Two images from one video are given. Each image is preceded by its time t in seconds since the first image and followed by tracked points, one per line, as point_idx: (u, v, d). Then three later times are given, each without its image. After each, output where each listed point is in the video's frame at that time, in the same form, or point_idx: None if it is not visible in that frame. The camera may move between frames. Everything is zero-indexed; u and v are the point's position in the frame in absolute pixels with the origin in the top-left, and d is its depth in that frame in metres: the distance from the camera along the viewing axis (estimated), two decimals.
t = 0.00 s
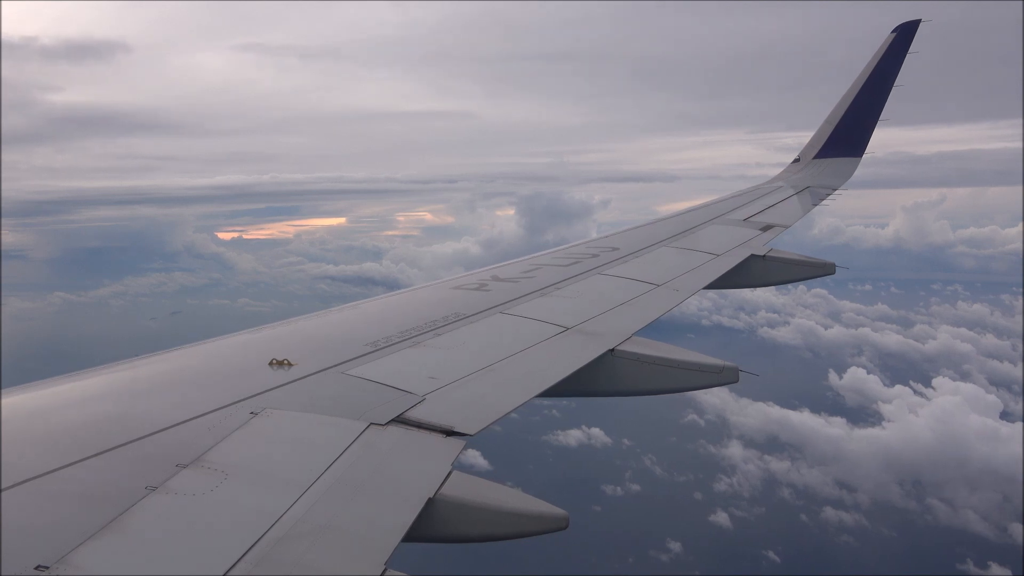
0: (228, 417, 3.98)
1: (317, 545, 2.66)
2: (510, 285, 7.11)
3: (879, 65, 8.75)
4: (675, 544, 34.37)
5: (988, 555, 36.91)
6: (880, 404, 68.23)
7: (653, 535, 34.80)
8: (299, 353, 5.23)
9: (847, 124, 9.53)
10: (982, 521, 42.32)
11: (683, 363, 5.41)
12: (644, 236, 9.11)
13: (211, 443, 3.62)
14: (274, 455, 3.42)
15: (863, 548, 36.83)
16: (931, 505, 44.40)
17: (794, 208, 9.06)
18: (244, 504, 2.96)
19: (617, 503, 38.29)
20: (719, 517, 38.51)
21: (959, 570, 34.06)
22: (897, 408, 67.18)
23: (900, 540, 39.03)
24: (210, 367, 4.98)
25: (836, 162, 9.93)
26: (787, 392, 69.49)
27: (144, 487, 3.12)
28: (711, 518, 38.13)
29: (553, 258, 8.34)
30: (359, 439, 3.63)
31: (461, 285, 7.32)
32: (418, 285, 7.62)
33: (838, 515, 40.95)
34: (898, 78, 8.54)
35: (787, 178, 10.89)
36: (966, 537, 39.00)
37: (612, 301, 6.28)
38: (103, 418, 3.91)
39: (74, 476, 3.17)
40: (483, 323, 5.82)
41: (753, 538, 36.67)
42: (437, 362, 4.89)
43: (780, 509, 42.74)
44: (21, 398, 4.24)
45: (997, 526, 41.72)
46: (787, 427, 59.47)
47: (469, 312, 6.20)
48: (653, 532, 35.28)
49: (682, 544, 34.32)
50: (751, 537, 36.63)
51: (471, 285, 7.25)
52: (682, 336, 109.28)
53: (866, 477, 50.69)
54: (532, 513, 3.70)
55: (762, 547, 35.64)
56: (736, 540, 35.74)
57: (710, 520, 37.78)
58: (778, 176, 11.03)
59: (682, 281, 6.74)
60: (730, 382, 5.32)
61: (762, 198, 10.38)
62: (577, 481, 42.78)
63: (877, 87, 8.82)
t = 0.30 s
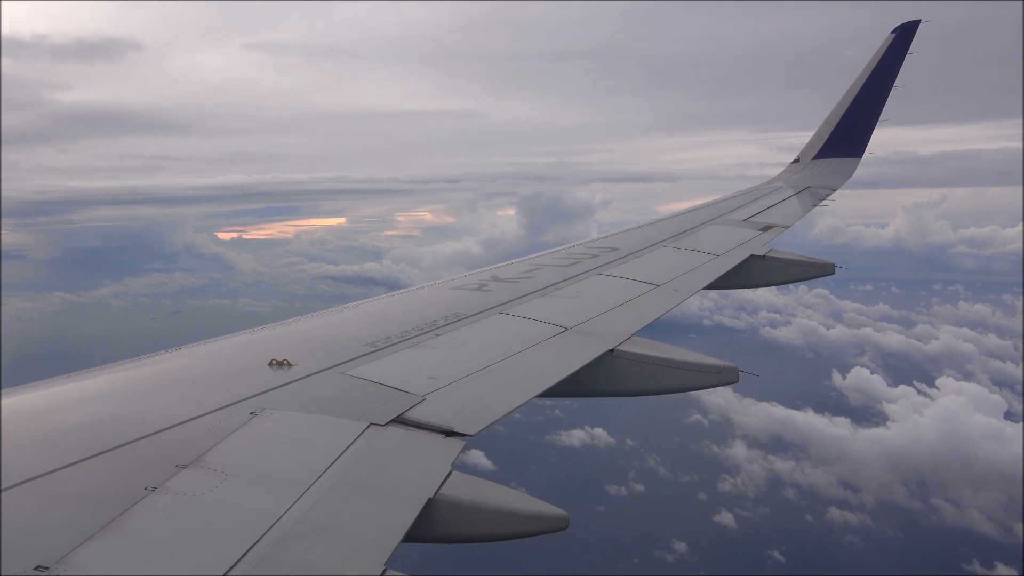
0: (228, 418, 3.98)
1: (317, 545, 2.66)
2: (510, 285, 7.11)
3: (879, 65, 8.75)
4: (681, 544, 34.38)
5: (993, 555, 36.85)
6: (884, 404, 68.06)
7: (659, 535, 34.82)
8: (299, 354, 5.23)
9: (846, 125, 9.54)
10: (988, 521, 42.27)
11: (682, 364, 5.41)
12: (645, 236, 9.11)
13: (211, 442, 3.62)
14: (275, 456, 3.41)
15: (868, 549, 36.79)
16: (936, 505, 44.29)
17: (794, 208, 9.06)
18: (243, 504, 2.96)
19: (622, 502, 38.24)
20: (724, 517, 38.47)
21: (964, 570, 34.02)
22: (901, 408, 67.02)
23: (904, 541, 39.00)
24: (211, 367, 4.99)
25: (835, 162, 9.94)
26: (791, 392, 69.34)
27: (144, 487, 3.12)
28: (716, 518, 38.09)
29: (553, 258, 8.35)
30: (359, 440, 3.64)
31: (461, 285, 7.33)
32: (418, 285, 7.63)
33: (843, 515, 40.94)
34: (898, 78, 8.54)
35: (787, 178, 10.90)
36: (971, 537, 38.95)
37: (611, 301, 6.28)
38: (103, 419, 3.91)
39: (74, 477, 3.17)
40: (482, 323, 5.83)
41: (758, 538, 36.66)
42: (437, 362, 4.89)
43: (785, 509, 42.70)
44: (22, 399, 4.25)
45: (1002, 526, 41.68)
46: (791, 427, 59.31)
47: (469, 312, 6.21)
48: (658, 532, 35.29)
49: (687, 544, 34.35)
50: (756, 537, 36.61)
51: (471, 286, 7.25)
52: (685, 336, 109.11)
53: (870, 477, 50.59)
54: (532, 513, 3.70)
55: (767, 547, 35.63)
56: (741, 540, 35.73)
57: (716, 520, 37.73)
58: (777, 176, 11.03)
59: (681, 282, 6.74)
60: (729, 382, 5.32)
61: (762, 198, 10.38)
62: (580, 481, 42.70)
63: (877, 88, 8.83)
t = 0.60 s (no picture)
0: (227, 418, 3.98)
1: (317, 546, 2.65)
2: (509, 285, 7.11)
3: (878, 65, 8.75)
4: (686, 544, 34.34)
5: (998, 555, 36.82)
6: (888, 403, 67.92)
7: (664, 536, 34.76)
8: (299, 354, 5.23)
9: (847, 125, 9.54)
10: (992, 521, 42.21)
11: (682, 364, 5.41)
12: (645, 236, 9.12)
13: (210, 443, 3.62)
14: (275, 456, 3.41)
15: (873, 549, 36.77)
16: (940, 505, 44.23)
17: (794, 208, 9.06)
18: (243, 504, 2.96)
19: (625, 502, 38.16)
20: (728, 517, 38.45)
21: (969, 570, 33.98)
22: (904, 407, 66.89)
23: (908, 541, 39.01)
24: (211, 367, 5.00)
25: (836, 162, 9.94)
26: (794, 391, 69.22)
27: (144, 487, 3.12)
28: (721, 518, 38.06)
29: (552, 258, 8.35)
30: (359, 440, 3.64)
31: (461, 285, 7.34)
32: (418, 286, 7.63)
33: (847, 515, 40.97)
34: (897, 78, 8.54)
35: (787, 179, 10.90)
36: (976, 537, 38.91)
37: (611, 301, 6.28)
38: (101, 419, 3.90)
39: (73, 477, 3.17)
40: (482, 323, 5.83)
41: (763, 538, 36.66)
42: (436, 362, 4.89)
43: (789, 509, 42.65)
44: (23, 399, 4.25)
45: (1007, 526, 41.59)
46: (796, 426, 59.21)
47: (468, 312, 6.21)
48: (663, 532, 35.25)
49: (692, 544, 34.30)
50: (761, 537, 36.61)
51: (470, 286, 7.26)
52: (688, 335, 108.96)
53: (875, 477, 50.52)
54: (532, 513, 3.70)
55: (772, 547, 35.62)
56: (746, 540, 35.72)
57: (720, 520, 37.69)
58: (778, 176, 11.03)
59: (682, 282, 6.74)
60: (728, 383, 5.32)
61: (762, 198, 10.39)
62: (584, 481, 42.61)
63: (876, 88, 8.82)
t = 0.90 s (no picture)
0: (227, 418, 3.98)
1: (316, 547, 2.65)
2: (509, 286, 7.11)
3: (877, 66, 8.76)
4: (691, 544, 34.32)
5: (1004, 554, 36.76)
6: (893, 403, 67.68)
7: (669, 536, 34.73)
8: (299, 355, 5.24)
9: (846, 126, 9.54)
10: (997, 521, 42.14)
11: (681, 364, 5.42)
12: (645, 237, 9.11)
13: (210, 444, 3.62)
14: (275, 457, 3.42)
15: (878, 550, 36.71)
16: (945, 504, 44.17)
17: (793, 209, 9.06)
18: (241, 506, 2.95)
19: (629, 502, 38.12)
20: (733, 516, 38.46)
21: (975, 570, 33.94)
22: (909, 407, 66.72)
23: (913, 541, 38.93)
24: (211, 367, 5.01)
25: (835, 163, 9.94)
26: (798, 391, 69.05)
27: (144, 488, 3.12)
28: (725, 517, 38.04)
29: (551, 259, 8.35)
30: (358, 440, 3.64)
31: (460, 286, 7.34)
32: (417, 286, 7.62)
33: (852, 515, 40.99)
34: (896, 78, 8.55)
35: (786, 179, 10.91)
36: (981, 536, 38.87)
37: (610, 302, 6.28)
38: (103, 419, 3.91)
39: (74, 478, 3.17)
40: (482, 324, 5.84)
41: (768, 538, 36.67)
42: (436, 363, 4.89)
43: (794, 509, 42.63)
44: (25, 399, 4.25)
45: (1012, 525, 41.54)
46: (800, 425, 59.07)
47: (468, 313, 6.22)
48: (668, 532, 35.22)
49: (698, 544, 34.26)
50: (766, 537, 36.64)
51: (470, 286, 7.25)
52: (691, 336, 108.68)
53: (879, 477, 50.44)
54: (531, 514, 3.70)
55: (776, 547, 35.63)
56: (751, 540, 35.73)
57: (725, 520, 37.69)
58: (777, 177, 11.03)
59: (682, 282, 6.75)
60: (727, 383, 5.33)
61: (761, 199, 10.39)
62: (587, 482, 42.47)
63: (874, 88, 8.84)
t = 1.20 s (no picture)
0: (226, 420, 3.98)
1: (316, 548, 2.65)
2: (509, 287, 7.10)
3: (875, 66, 8.76)
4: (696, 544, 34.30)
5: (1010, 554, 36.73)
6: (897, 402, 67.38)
7: (674, 535, 34.71)
8: (298, 356, 5.24)
9: (845, 126, 9.53)
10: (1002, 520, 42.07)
11: (680, 365, 5.42)
12: (644, 237, 9.11)
13: (210, 445, 3.63)
14: (275, 458, 3.41)
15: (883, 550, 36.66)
16: (950, 504, 44.08)
17: (792, 209, 9.06)
18: (240, 507, 2.95)
19: (634, 501, 38.02)
20: (737, 516, 38.44)
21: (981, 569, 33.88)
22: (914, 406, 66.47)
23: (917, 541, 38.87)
24: (210, 368, 5.00)
25: (834, 163, 9.94)
26: (802, 390, 68.82)
27: (143, 490, 3.12)
28: (730, 517, 38.00)
29: (551, 260, 8.34)
30: (357, 441, 3.64)
31: (460, 287, 7.33)
32: (417, 287, 7.62)
33: (857, 514, 40.97)
34: (894, 79, 8.56)
35: (785, 179, 10.91)
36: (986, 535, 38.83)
37: (609, 302, 6.28)
38: (103, 419, 3.92)
39: (73, 479, 3.16)
40: (481, 325, 5.83)
41: (773, 538, 36.65)
42: (436, 364, 4.88)
43: (798, 509, 42.60)
44: (26, 399, 4.26)
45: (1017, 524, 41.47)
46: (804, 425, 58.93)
47: (467, 314, 6.21)
48: (673, 532, 35.20)
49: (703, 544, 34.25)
50: (771, 537, 36.61)
51: (470, 287, 7.25)
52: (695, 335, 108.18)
53: (883, 477, 50.34)
54: (531, 515, 3.70)
55: (782, 547, 35.62)
56: (756, 540, 35.70)
57: (730, 520, 37.65)
58: (776, 177, 11.03)
59: (681, 282, 6.75)
60: (727, 383, 5.33)
61: (760, 199, 10.38)
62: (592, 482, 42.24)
63: (873, 89, 8.83)
